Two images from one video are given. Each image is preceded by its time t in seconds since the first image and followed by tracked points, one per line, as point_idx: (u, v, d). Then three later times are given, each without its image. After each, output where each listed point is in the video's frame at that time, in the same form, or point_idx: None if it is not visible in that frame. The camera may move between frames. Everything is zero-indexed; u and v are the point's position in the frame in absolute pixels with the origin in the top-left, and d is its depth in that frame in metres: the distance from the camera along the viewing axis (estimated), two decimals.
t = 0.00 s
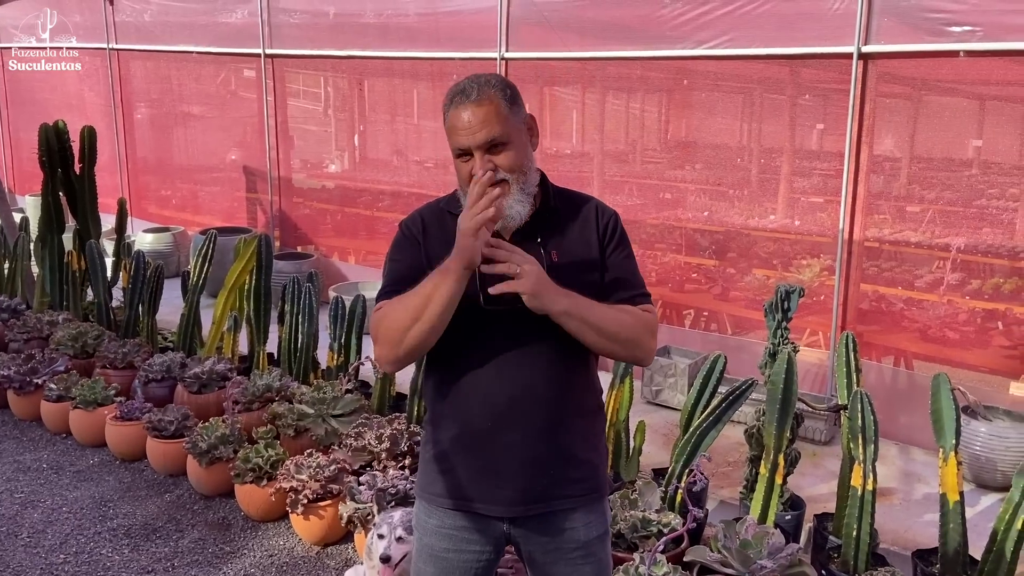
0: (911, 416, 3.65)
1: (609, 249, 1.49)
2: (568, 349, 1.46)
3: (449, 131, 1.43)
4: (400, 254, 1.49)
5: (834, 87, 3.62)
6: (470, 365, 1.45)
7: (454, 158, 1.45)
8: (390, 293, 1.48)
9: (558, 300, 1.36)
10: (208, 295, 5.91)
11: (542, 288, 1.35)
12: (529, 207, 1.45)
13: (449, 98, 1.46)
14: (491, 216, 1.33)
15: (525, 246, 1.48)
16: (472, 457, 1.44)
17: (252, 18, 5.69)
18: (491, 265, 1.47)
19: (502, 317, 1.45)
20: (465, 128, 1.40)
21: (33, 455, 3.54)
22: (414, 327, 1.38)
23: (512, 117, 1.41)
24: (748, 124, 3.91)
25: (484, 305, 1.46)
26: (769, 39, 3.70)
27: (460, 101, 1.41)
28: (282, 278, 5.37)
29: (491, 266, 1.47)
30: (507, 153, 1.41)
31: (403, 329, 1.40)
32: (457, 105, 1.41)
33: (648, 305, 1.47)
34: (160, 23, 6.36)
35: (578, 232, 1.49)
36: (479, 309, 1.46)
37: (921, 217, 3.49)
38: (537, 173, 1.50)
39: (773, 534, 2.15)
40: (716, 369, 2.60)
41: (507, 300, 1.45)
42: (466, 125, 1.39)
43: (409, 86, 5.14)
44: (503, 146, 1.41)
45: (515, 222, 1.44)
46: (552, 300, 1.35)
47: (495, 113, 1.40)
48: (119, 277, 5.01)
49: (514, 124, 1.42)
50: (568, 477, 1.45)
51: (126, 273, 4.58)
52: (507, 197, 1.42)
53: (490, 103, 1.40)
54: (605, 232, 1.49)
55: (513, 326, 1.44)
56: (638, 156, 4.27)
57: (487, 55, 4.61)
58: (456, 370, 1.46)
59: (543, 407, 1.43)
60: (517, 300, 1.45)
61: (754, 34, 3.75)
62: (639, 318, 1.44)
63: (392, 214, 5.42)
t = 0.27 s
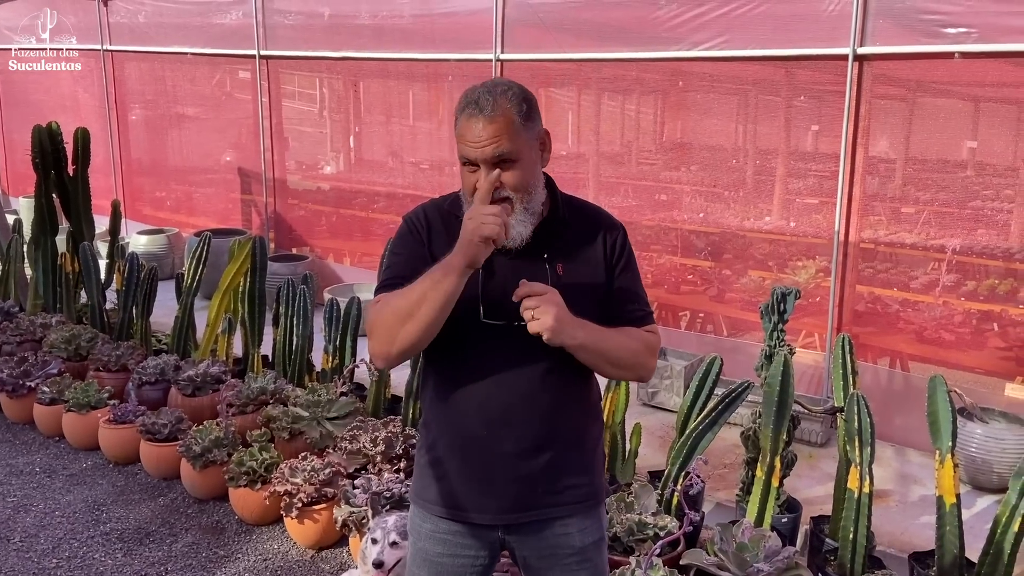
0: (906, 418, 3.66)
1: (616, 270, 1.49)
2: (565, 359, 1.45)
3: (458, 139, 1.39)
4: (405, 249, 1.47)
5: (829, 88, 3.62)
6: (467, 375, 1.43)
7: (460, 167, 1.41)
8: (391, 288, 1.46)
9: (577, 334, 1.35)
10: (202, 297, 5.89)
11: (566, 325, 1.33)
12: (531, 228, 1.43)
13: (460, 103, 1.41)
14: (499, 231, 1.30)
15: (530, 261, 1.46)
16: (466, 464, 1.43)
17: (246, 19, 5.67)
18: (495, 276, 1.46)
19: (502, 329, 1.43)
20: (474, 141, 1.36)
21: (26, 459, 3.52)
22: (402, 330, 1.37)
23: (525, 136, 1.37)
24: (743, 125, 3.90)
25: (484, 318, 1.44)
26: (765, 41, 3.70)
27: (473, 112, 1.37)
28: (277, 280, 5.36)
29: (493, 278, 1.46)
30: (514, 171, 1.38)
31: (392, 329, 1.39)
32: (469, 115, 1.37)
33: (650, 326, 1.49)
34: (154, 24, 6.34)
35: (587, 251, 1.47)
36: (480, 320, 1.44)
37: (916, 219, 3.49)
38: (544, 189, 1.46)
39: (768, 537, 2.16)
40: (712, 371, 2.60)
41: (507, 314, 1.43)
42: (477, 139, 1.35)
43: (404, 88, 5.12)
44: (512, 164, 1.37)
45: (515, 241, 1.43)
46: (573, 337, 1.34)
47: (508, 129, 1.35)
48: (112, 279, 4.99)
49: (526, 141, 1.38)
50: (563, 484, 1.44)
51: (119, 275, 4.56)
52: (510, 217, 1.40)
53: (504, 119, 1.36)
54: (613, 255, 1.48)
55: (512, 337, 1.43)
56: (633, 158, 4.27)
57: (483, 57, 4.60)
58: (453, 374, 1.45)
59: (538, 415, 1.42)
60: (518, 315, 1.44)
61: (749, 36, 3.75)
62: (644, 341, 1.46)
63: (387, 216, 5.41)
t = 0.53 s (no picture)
0: (903, 419, 3.65)
1: (623, 276, 1.52)
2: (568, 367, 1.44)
3: (484, 135, 1.39)
4: (405, 255, 1.44)
5: (825, 89, 3.61)
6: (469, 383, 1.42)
7: (482, 163, 1.40)
8: (391, 297, 1.44)
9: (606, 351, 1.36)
10: (198, 298, 5.87)
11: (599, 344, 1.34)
12: (550, 230, 1.43)
13: (492, 94, 1.41)
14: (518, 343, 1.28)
15: (539, 269, 1.47)
16: (466, 468, 1.42)
17: (242, 20, 5.66)
18: (503, 285, 1.45)
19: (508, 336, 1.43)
20: (505, 135, 1.36)
21: (20, 461, 3.50)
22: (404, 372, 1.39)
23: (554, 135, 1.39)
24: (739, 126, 3.90)
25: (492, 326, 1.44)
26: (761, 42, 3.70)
27: (503, 107, 1.37)
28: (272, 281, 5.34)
29: (501, 285, 1.45)
30: (541, 172, 1.39)
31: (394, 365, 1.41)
32: (499, 110, 1.37)
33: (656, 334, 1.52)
34: (149, 25, 6.32)
35: (596, 258, 1.49)
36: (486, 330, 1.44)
37: (912, 219, 3.49)
38: (564, 195, 1.47)
39: (767, 539, 2.14)
40: (709, 372, 2.59)
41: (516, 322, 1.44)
42: (507, 134, 1.35)
43: (400, 88, 5.11)
44: (540, 165, 1.38)
45: (533, 243, 1.41)
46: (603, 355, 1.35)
47: (541, 128, 1.37)
48: (107, 281, 4.96)
49: (554, 143, 1.39)
50: (563, 488, 1.43)
51: (114, 276, 4.54)
52: (532, 216, 1.39)
53: (537, 116, 1.36)
54: (620, 261, 1.51)
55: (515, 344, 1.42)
56: (629, 158, 4.26)
57: (479, 58, 4.60)
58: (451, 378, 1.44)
59: (540, 421, 1.41)
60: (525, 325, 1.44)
61: (745, 36, 3.74)
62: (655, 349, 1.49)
63: (383, 217, 5.39)
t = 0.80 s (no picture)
0: (900, 420, 3.66)
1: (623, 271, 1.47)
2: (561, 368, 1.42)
3: (492, 126, 1.38)
4: (394, 261, 1.44)
5: (821, 90, 3.61)
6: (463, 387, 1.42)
7: (488, 155, 1.39)
8: (382, 305, 1.45)
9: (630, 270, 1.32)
10: (192, 299, 5.85)
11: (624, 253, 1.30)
12: (556, 225, 1.41)
13: (501, 86, 1.39)
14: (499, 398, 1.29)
15: (534, 265, 1.43)
16: (460, 476, 1.42)
17: (237, 20, 5.64)
18: (496, 283, 1.42)
19: (504, 335, 1.42)
20: (515, 126, 1.34)
21: (13, 464, 3.47)
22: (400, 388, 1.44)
23: (562, 128, 1.38)
24: (735, 127, 3.89)
25: (486, 325, 1.42)
26: (757, 42, 3.69)
27: (513, 97, 1.36)
28: (267, 282, 5.32)
29: (494, 283, 1.42)
30: (550, 165, 1.38)
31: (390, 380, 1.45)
32: (508, 100, 1.36)
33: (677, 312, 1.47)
34: (144, 26, 6.30)
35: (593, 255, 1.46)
36: (481, 327, 1.42)
37: (908, 220, 3.49)
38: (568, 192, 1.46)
39: (763, 541, 2.14)
40: (704, 374, 2.58)
41: (510, 320, 1.41)
42: (516, 125, 1.34)
43: (396, 89, 5.10)
44: (548, 158, 1.37)
45: (538, 237, 1.39)
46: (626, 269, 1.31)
47: (550, 120, 1.35)
48: (101, 282, 4.94)
49: (562, 136, 1.38)
50: (560, 496, 1.41)
51: (108, 278, 4.52)
52: (539, 210, 1.38)
53: (548, 109, 1.35)
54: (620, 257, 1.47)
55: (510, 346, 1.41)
56: (626, 159, 4.25)
57: (475, 58, 4.59)
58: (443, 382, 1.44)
59: (533, 427, 1.39)
60: (519, 321, 1.41)
61: (741, 37, 3.74)
62: (681, 320, 1.45)
63: (379, 217, 5.38)
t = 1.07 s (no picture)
0: (895, 420, 3.66)
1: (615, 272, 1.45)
2: (552, 368, 1.40)
3: (486, 129, 1.37)
4: (385, 261, 1.44)
5: (816, 91, 3.61)
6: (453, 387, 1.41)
7: (482, 157, 1.38)
8: (374, 305, 1.45)
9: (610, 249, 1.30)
10: (187, 300, 5.83)
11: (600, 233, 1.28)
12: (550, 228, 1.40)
13: (496, 88, 1.38)
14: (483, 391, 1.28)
15: (522, 265, 1.41)
16: (452, 477, 1.41)
17: (232, 20, 5.63)
18: (486, 283, 1.41)
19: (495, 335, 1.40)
20: (509, 130, 1.33)
21: (5, 466, 3.46)
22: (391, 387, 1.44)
23: (557, 131, 1.37)
24: (731, 127, 3.89)
25: (474, 325, 1.41)
26: (753, 43, 3.69)
27: (508, 100, 1.35)
28: (263, 283, 5.31)
29: (482, 283, 1.41)
30: (544, 168, 1.36)
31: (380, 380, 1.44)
32: (502, 103, 1.35)
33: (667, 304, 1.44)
34: (139, 26, 6.28)
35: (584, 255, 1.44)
36: (469, 328, 1.41)
37: (904, 220, 3.49)
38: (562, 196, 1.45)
39: (759, 543, 2.13)
40: (700, 375, 2.57)
41: (497, 321, 1.40)
42: (510, 129, 1.33)
43: (392, 89, 5.09)
44: (542, 161, 1.36)
45: (531, 240, 1.38)
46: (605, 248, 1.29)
47: (544, 124, 1.34)
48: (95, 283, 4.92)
49: (557, 140, 1.37)
50: (551, 500, 1.40)
51: (102, 279, 4.50)
52: (533, 213, 1.37)
53: (542, 113, 1.34)
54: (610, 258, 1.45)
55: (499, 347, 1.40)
56: (622, 160, 4.25)
57: (470, 59, 4.58)
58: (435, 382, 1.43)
59: (525, 427, 1.38)
60: (509, 320, 1.39)
61: (737, 37, 3.73)
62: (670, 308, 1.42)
63: (375, 218, 5.36)
